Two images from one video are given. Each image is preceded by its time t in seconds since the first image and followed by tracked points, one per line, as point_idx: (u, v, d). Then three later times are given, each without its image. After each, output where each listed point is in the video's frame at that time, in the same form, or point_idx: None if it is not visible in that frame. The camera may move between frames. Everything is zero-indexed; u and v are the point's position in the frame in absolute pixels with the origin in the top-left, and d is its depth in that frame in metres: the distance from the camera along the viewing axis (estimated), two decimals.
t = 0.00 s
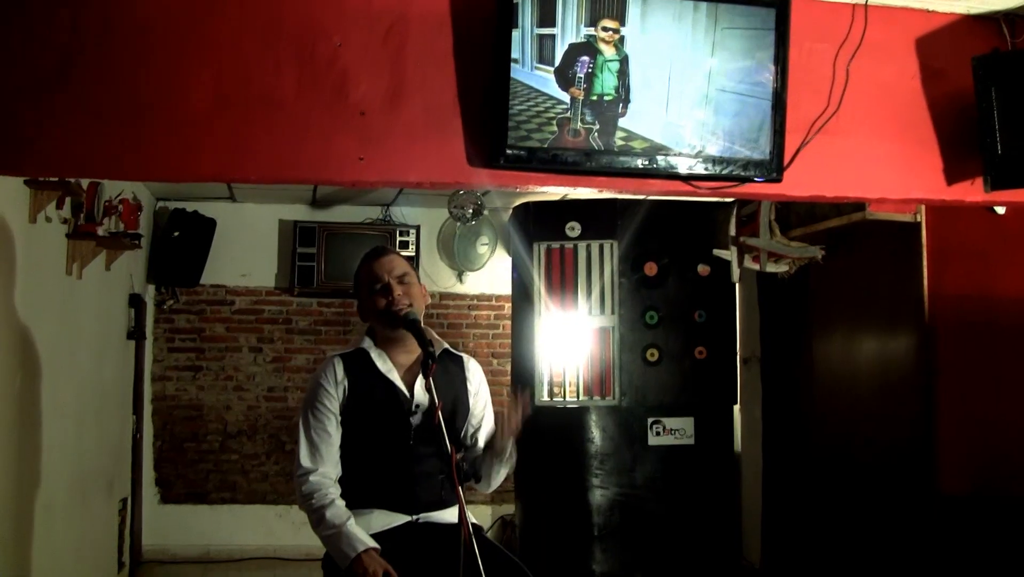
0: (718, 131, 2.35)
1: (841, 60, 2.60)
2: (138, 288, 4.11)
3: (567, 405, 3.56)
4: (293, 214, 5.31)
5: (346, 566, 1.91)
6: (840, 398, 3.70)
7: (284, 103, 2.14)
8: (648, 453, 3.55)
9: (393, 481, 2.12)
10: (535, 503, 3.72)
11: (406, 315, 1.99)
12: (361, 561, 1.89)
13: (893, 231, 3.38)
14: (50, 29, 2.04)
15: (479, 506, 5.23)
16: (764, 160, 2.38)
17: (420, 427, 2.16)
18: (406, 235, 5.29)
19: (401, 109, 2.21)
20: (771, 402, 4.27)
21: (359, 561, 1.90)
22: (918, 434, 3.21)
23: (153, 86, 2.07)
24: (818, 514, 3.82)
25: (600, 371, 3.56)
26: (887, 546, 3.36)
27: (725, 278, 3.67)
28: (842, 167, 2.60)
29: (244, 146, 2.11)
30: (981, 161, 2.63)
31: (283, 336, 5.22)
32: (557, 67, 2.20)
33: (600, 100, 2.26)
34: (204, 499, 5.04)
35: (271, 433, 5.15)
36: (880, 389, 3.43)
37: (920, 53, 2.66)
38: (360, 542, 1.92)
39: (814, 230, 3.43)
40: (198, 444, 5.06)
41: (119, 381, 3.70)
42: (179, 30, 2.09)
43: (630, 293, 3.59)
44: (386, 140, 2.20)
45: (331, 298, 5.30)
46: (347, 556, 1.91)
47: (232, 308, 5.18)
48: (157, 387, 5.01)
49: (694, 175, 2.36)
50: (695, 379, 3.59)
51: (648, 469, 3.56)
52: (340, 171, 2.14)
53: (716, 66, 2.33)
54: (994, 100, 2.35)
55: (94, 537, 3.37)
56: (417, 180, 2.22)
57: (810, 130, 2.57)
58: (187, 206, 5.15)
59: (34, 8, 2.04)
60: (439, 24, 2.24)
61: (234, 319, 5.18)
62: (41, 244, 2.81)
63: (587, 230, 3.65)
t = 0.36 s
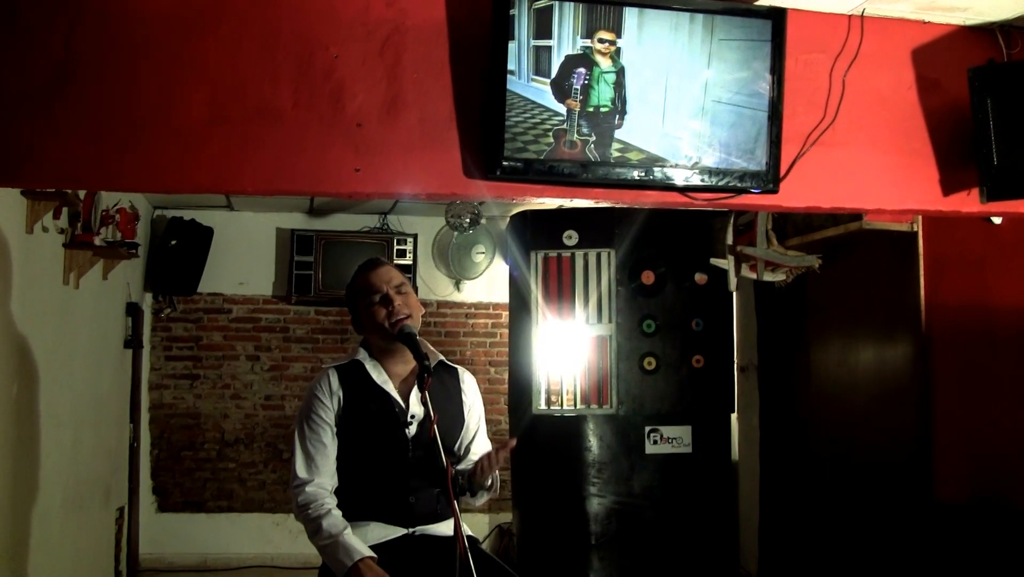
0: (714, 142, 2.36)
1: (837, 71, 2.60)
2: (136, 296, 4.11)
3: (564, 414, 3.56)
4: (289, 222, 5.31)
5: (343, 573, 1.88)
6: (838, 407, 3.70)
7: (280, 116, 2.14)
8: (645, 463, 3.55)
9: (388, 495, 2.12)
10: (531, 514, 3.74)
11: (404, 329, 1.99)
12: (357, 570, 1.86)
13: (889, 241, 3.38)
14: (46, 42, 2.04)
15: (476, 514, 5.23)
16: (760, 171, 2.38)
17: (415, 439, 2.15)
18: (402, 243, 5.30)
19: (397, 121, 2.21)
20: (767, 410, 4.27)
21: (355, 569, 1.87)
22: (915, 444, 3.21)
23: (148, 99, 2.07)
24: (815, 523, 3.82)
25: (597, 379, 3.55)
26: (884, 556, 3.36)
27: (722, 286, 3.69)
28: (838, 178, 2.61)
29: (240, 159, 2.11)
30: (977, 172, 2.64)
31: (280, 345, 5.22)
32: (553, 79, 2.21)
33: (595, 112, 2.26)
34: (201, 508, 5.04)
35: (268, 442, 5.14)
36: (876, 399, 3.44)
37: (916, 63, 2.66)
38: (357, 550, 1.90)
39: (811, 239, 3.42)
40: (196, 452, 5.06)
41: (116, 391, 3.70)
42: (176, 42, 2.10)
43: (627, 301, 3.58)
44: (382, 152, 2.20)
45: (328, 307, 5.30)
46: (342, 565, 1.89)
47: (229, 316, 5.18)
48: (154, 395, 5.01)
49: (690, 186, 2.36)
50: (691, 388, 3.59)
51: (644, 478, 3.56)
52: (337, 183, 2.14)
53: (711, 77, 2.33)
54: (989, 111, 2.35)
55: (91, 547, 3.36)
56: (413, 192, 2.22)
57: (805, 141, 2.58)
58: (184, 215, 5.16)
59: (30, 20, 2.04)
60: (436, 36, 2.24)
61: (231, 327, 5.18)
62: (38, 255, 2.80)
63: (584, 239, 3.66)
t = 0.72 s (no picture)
0: (710, 147, 2.36)
1: (833, 76, 2.60)
2: (133, 299, 4.10)
3: (562, 417, 3.55)
4: (286, 226, 5.31)
5: None
6: (835, 411, 3.69)
7: (276, 120, 2.14)
8: (642, 467, 3.54)
9: (383, 501, 2.12)
10: (529, 520, 3.74)
11: (396, 336, 1.99)
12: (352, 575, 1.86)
13: (886, 245, 3.38)
14: (43, 45, 2.04)
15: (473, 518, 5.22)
16: (756, 176, 2.39)
17: (411, 445, 2.15)
18: (400, 246, 5.30)
19: (393, 125, 2.21)
20: (764, 414, 4.27)
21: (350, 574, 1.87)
22: (912, 448, 3.20)
23: (144, 103, 2.07)
24: (813, 526, 3.81)
25: (594, 383, 3.54)
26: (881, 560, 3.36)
27: (719, 290, 3.69)
28: (834, 182, 2.61)
29: (236, 163, 2.11)
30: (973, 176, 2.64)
31: (277, 348, 5.21)
32: (549, 84, 2.21)
33: (592, 117, 2.26)
34: (198, 511, 5.03)
35: (265, 445, 5.14)
36: (873, 402, 3.43)
37: (913, 68, 2.66)
38: (352, 555, 1.89)
39: (808, 242, 3.42)
40: (193, 455, 5.05)
41: (113, 395, 3.69)
42: (172, 46, 2.10)
43: (624, 305, 3.58)
44: (378, 157, 2.20)
45: (325, 311, 5.29)
46: (337, 569, 1.89)
47: (226, 319, 5.17)
48: (151, 399, 5.00)
49: (687, 191, 2.36)
50: (688, 393, 3.59)
51: (642, 482, 3.55)
52: (333, 187, 2.14)
53: (708, 82, 2.33)
54: (986, 115, 2.35)
55: (87, 551, 3.35)
56: (409, 197, 2.22)
57: (802, 146, 2.58)
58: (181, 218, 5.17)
59: (27, 24, 2.04)
60: (432, 41, 2.24)
61: (229, 330, 5.18)
62: (34, 259, 2.80)
63: (581, 243, 3.65)
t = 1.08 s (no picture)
0: (705, 144, 2.36)
1: (828, 73, 2.60)
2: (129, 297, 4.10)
3: (558, 415, 3.56)
4: (282, 224, 5.32)
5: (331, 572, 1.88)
6: (831, 408, 3.70)
7: (272, 117, 2.14)
8: (638, 463, 3.55)
9: (379, 498, 2.11)
10: (522, 517, 3.70)
11: (390, 332, 1.99)
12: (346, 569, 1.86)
13: (882, 242, 3.39)
14: (38, 42, 2.04)
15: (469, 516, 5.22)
16: (751, 173, 2.39)
17: (405, 442, 2.16)
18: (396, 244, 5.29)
19: (388, 123, 2.21)
20: (760, 412, 4.27)
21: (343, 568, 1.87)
22: (907, 446, 3.21)
23: (138, 100, 2.07)
24: (808, 524, 3.81)
25: (590, 380, 3.55)
26: (876, 558, 3.36)
27: (715, 288, 3.68)
28: (829, 179, 2.61)
29: (231, 160, 2.11)
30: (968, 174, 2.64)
31: (273, 346, 5.21)
32: (544, 81, 2.21)
33: (586, 114, 2.26)
34: (194, 510, 5.03)
35: (261, 443, 5.13)
36: (869, 400, 3.44)
37: (907, 66, 2.67)
38: (345, 550, 1.90)
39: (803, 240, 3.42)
40: (188, 453, 5.05)
41: (108, 392, 3.69)
42: (167, 43, 2.10)
43: (620, 304, 3.58)
44: (373, 154, 2.20)
45: (321, 308, 5.30)
46: (330, 565, 1.88)
47: (223, 317, 5.18)
48: (147, 396, 5.01)
49: (682, 188, 2.36)
50: (685, 389, 3.60)
51: (637, 479, 3.55)
52: (328, 184, 2.14)
53: (702, 79, 2.33)
54: (980, 113, 2.35)
55: (82, 549, 3.35)
56: (404, 194, 2.22)
57: (796, 143, 2.58)
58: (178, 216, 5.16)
59: (22, 20, 2.04)
60: (427, 38, 2.24)
61: (225, 328, 5.18)
62: (29, 256, 2.80)
63: (577, 240, 3.65)
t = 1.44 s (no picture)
0: (696, 135, 2.36)
1: (820, 65, 2.60)
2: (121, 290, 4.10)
3: (551, 408, 3.58)
4: (276, 217, 5.30)
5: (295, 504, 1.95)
6: (823, 401, 3.70)
7: (262, 107, 2.14)
8: (631, 456, 3.55)
9: (366, 486, 2.11)
10: (517, 510, 3.72)
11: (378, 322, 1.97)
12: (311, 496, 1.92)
13: (874, 235, 3.39)
14: (26, 32, 2.03)
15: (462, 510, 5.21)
16: (742, 164, 2.39)
17: (396, 431, 2.17)
18: (389, 238, 5.28)
19: (378, 114, 2.21)
20: (753, 405, 4.27)
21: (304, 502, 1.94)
22: (900, 438, 3.21)
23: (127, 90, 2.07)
24: (801, 517, 3.81)
25: (583, 373, 3.56)
26: (868, 550, 3.36)
27: (708, 282, 3.67)
28: (821, 171, 2.61)
29: (221, 150, 2.11)
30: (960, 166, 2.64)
31: (266, 339, 5.21)
32: (535, 72, 2.21)
33: (577, 105, 2.26)
34: (187, 503, 5.02)
35: (254, 436, 5.12)
36: (861, 392, 3.44)
37: (899, 58, 2.67)
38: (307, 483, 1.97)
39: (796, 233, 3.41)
40: (181, 447, 5.04)
41: (101, 384, 3.69)
42: (157, 33, 2.09)
43: (613, 297, 3.59)
44: (364, 144, 2.20)
45: (314, 301, 5.29)
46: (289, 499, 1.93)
47: (216, 310, 5.17)
48: (140, 389, 4.99)
49: (673, 179, 2.37)
50: (677, 382, 3.59)
51: (630, 472, 3.55)
52: (318, 174, 2.14)
53: (694, 70, 2.33)
54: (971, 104, 2.35)
55: (74, 542, 3.35)
56: (395, 185, 2.22)
57: (788, 135, 2.58)
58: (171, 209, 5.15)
59: (10, 10, 2.03)
60: (417, 29, 2.24)
61: (218, 321, 5.17)
62: (20, 248, 2.79)
63: (570, 233, 3.66)
